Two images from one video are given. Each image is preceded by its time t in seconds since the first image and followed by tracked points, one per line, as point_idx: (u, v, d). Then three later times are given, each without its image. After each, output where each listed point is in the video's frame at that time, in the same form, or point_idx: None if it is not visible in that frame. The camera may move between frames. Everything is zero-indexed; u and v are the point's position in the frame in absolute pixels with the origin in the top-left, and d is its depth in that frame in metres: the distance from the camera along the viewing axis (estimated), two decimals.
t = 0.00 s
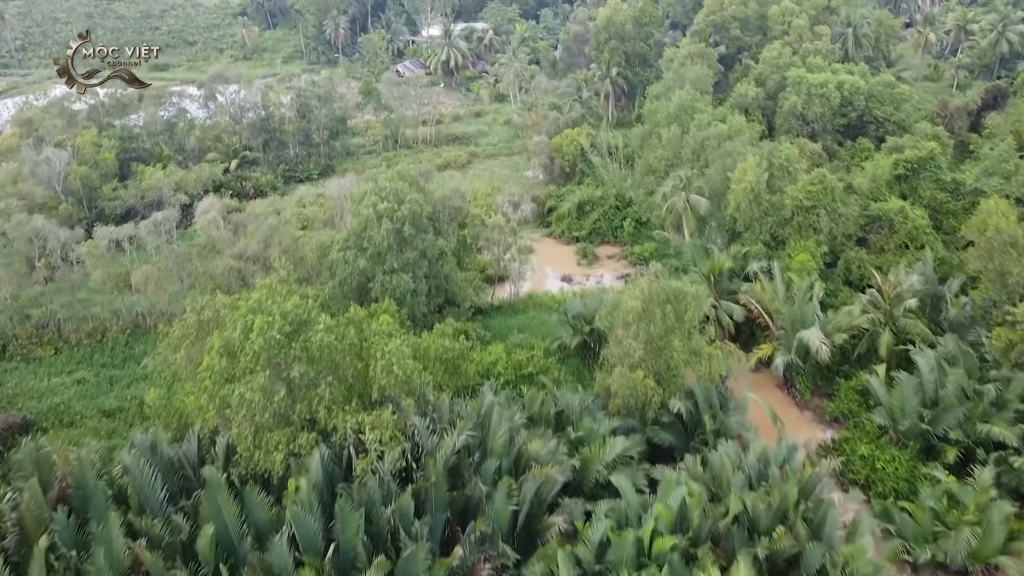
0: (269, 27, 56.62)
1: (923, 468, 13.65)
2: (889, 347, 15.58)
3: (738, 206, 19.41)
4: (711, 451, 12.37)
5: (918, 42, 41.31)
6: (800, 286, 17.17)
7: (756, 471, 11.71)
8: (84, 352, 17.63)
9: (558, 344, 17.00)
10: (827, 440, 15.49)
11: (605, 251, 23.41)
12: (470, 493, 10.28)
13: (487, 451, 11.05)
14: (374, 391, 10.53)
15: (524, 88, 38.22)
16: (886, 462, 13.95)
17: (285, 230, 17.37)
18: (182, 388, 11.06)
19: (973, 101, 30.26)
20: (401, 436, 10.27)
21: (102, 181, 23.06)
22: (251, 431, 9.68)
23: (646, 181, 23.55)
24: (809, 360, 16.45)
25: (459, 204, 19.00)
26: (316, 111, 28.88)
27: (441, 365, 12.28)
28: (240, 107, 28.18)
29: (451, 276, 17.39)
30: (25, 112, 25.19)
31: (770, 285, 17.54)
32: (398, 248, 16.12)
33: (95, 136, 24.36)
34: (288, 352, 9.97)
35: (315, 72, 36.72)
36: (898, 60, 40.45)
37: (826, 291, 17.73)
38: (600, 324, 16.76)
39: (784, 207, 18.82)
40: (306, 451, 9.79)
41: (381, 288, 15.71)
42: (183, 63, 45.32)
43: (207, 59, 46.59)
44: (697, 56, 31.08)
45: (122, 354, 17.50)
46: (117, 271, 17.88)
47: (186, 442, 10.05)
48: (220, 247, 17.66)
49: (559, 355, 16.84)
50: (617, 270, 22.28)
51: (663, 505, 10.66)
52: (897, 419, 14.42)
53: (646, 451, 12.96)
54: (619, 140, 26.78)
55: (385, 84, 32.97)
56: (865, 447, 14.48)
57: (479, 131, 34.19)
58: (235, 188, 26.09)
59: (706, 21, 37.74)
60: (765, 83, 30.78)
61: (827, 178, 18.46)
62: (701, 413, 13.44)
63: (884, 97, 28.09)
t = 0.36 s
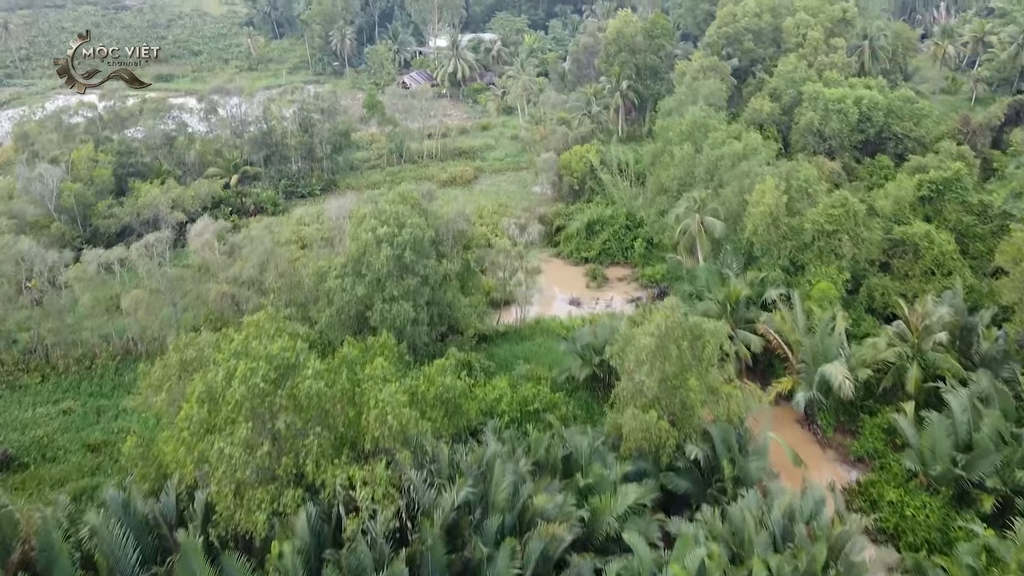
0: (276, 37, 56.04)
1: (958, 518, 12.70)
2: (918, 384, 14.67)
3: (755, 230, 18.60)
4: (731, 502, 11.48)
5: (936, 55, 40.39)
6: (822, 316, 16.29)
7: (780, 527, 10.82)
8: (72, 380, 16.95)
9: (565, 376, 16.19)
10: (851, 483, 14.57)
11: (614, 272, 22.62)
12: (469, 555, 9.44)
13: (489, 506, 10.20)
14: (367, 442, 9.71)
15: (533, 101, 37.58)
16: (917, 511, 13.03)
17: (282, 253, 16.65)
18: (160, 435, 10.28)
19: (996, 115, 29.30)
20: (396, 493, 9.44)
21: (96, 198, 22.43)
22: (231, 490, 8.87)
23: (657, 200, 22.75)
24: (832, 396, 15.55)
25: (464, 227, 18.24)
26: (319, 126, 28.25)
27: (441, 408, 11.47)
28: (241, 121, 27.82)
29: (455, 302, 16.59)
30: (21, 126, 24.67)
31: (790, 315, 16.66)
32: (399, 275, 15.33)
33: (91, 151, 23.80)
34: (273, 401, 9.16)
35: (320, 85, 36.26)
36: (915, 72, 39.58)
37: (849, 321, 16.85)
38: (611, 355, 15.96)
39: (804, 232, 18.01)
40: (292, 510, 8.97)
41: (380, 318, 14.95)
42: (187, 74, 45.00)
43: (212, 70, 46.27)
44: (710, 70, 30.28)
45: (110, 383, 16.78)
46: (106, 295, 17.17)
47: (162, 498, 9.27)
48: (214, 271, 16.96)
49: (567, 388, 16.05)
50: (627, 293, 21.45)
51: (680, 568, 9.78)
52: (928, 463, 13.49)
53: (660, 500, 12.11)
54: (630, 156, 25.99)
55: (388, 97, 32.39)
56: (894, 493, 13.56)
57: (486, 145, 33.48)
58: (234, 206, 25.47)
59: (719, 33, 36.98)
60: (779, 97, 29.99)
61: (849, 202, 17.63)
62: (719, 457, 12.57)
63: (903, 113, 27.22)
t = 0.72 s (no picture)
0: (282, 44, 55.55)
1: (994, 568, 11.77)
2: (947, 419, 13.82)
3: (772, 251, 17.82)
4: (751, 554, 10.67)
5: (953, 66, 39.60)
6: (844, 345, 15.46)
7: None
8: (59, 406, 16.26)
9: (573, 406, 15.42)
10: (877, 525, 13.76)
11: (624, 292, 21.87)
12: None
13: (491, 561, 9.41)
14: (359, 493, 8.95)
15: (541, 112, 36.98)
16: (948, 558, 12.15)
17: (278, 274, 15.95)
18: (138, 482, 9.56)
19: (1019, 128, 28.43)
20: (389, 550, 8.65)
21: (92, 213, 21.87)
22: (211, 549, 8.11)
23: (668, 217, 21.99)
24: (854, 431, 14.72)
25: (468, 247, 17.52)
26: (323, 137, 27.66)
27: (440, 449, 10.72)
28: (243, 132, 27.20)
29: (458, 327, 15.82)
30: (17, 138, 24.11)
31: (810, 343, 15.85)
32: (399, 300, 14.58)
33: (88, 163, 23.20)
34: (256, 451, 8.43)
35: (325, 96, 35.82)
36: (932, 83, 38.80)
37: (872, 349, 16.01)
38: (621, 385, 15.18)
39: (824, 254, 17.22)
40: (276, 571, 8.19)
41: (379, 346, 14.23)
42: (191, 83, 44.75)
43: (216, 78, 45.94)
44: (722, 81, 29.58)
45: (98, 410, 16.07)
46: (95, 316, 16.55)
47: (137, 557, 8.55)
48: (207, 293, 16.25)
49: (575, 419, 15.29)
50: (638, 314, 20.71)
51: None
52: (960, 506, 12.55)
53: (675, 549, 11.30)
54: (640, 171, 25.26)
55: (393, 108, 31.80)
56: (923, 538, 12.68)
57: (492, 157, 32.82)
58: (233, 220, 24.81)
59: (731, 44, 36.35)
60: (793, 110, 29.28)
61: (872, 223, 16.84)
62: (737, 501, 11.76)
63: (923, 126, 26.41)
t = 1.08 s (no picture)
0: (288, 51, 55.17)
1: None
2: (982, 461, 12.83)
3: (793, 275, 16.92)
4: None
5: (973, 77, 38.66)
6: (870, 377, 14.53)
7: None
8: (44, 433, 15.50)
9: (582, 440, 14.56)
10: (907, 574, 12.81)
11: (635, 313, 21.04)
12: None
13: None
14: (347, 559, 8.07)
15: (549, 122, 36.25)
16: None
17: (272, 298, 15.14)
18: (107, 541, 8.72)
19: None
20: None
21: (86, 229, 21.21)
22: None
23: (681, 236, 21.12)
24: (881, 471, 13.77)
25: (472, 270, 16.70)
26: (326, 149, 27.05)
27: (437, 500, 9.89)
28: (244, 143, 26.50)
29: (460, 355, 14.99)
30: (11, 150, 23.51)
31: (833, 374, 14.92)
32: (399, 328, 13.76)
33: (83, 177, 22.55)
34: (232, 513, 7.63)
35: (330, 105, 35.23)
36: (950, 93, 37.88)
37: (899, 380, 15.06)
38: (632, 419, 14.31)
39: (848, 278, 16.32)
40: None
41: (377, 377, 13.42)
42: (196, 91, 44.34)
43: (221, 86, 45.49)
44: (736, 93, 28.75)
45: (84, 438, 15.27)
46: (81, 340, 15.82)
47: None
48: (198, 317, 15.48)
49: (582, 455, 14.49)
50: (649, 338, 19.87)
51: None
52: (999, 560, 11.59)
53: None
54: (651, 186, 24.43)
55: (397, 119, 31.01)
56: None
57: (499, 169, 32.08)
58: (232, 234, 24.12)
59: (744, 54, 35.57)
60: (809, 122, 28.41)
61: (898, 246, 15.94)
62: (758, 555, 10.87)
63: (945, 140, 25.47)
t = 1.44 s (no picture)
0: (292, 55, 54.62)
1: None
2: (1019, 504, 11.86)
3: (813, 296, 15.98)
4: None
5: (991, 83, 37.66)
6: (896, 408, 13.61)
7: None
8: (25, 460, 14.74)
9: (590, 473, 13.72)
10: None
11: (645, 331, 20.24)
12: None
13: None
14: None
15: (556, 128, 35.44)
16: None
17: (264, 320, 14.37)
18: None
19: None
20: None
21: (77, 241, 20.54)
22: None
23: (694, 251, 20.28)
24: (909, 510, 12.86)
25: (475, 289, 15.91)
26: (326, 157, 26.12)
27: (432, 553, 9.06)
28: (243, 151, 25.83)
29: (462, 381, 14.18)
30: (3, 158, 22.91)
31: (857, 405, 14.02)
32: (395, 355, 12.95)
33: (76, 186, 21.90)
34: None
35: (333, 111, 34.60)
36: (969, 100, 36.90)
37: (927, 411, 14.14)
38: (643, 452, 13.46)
39: (872, 301, 15.37)
40: None
41: (373, 408, 12.63)
42: (198, 95, 43.79)
43: (223, 90, 45.00)
44: (750, 100, 27.88)
45: (67, 466, 14.49)
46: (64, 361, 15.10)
47: None
48: (187, 339, 14.73)
49: (590, 490, 13.70)
50: (661, 358, 19.04)
51: None
52: None
53: None
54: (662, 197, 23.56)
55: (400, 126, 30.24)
56: None
57: (505, 177, 31.29)
58: (229, 245, 23.39)
59: (757, 59, 34.67)
60: (824, 131, 27.53)
61: (926, 267, 14.95)
62: None
63: (968, 150, 24.52)
